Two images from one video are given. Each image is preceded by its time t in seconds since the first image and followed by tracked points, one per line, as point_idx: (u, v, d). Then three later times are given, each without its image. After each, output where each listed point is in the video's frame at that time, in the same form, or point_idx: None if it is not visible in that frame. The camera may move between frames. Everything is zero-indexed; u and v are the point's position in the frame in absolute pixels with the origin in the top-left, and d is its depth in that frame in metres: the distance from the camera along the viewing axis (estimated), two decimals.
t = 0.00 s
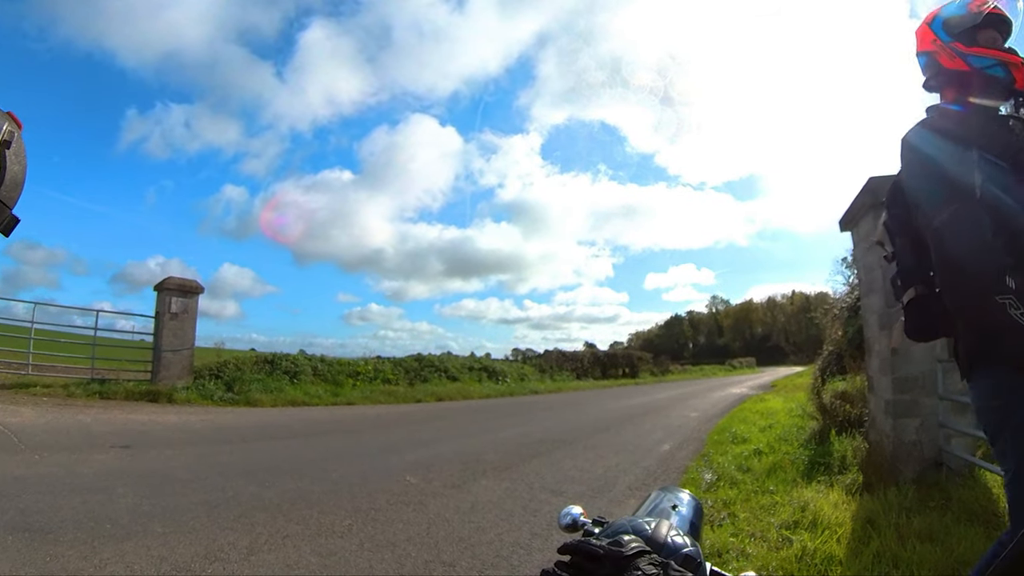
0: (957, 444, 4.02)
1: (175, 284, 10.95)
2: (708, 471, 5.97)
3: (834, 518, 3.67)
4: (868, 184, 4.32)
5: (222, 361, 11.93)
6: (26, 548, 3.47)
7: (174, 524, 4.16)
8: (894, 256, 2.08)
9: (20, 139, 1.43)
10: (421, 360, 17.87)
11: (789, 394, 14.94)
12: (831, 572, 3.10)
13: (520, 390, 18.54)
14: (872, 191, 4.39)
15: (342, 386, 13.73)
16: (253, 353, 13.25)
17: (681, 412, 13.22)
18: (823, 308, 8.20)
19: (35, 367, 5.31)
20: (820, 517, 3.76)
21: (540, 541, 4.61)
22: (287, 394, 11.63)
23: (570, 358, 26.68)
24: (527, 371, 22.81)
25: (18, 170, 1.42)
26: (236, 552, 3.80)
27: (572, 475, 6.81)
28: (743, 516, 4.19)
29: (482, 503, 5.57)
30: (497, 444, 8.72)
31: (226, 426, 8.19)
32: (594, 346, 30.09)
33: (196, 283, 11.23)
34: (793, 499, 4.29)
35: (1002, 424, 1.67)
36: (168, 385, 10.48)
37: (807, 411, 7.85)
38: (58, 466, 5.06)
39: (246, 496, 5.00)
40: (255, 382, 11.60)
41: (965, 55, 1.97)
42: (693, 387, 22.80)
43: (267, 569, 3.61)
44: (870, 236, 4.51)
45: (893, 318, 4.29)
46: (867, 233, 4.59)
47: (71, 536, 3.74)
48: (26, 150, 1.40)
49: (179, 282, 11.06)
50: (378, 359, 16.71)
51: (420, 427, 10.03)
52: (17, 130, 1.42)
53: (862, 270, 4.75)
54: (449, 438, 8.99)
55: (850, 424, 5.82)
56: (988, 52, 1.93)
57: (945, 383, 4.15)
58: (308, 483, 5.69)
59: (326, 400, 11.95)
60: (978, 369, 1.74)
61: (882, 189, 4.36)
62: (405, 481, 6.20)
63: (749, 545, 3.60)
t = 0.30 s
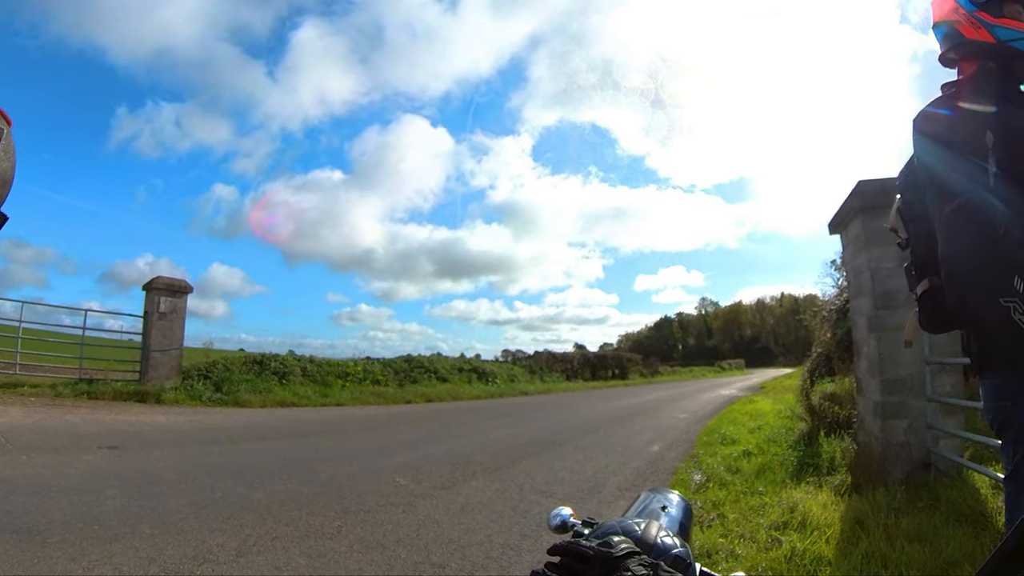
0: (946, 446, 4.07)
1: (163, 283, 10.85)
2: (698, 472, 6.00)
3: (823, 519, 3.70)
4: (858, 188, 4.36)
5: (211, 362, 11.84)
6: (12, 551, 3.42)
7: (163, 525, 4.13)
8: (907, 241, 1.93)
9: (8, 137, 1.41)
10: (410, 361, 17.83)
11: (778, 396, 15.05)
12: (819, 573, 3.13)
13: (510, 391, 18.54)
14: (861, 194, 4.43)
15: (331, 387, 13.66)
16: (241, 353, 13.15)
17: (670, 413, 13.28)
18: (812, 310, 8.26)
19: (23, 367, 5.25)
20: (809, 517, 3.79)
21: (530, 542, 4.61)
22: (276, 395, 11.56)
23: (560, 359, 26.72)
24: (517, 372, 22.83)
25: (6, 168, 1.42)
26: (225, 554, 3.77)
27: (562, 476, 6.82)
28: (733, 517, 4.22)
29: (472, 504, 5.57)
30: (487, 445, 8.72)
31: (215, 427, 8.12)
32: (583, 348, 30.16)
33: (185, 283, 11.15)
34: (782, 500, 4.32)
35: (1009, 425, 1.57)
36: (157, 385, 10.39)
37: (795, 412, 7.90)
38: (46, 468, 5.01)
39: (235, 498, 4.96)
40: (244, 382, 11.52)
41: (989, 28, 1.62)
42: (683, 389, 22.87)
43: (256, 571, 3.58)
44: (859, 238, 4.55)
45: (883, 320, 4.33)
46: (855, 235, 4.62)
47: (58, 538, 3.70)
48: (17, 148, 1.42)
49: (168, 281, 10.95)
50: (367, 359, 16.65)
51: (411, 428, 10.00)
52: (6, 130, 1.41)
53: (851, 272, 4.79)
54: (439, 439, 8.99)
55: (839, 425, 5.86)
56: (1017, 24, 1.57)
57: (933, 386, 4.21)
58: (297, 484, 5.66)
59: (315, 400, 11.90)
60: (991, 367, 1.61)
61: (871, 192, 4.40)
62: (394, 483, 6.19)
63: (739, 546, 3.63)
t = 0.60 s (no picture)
0: (933, 446, 4.11)
1: (152, 283, 10.75)
2: (688, 474, 6.02)
3: (811, 519, 3.73)
4: (847, 192, 4.41)
5: (200, 362, 11.76)
6: None
7: (151, 527, 4.09)
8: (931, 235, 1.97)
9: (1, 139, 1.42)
10: (400, 362, 17.77)
11: (768, 397, 15.10)
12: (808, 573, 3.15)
13: (500, 393, 18.52)
14: (850, 198, 4.48)
15: (321, 388, 13.59)
16: (230, 354, 13.05)
17: (660, 414, 13.32)
18: (801, 312, 8.33)
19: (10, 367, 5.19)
20: (798, 518, 3.82)
21: (520, 544, 4.61)
22: (265, 395, 11.48)
23: (551, 361, 26.73)
24: (507, 373, 22.81)
25: None
26: (214, 556, 3.74)
27: (552, 478, 6.83)
28: (722, 518, 4.24)
29: (462, 505, 5.57)
30: (477, 446, 8.71)
31: (204, 428, 8.06)
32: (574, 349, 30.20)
33: (174, 283, 11.07)
34: (771, 500, 4.35)
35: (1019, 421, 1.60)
36: (145, 386, 10.30)
37: (785, 414, 7.95)
38: (32, 470, 4.96)
39: (224, 499, 4.93)
40: (233, 383, 11.43)
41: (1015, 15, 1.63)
42: (673, 390, 22.90)
43: (246, 573, 3.57)
44: (848, 242, 4.59)
45: (872, 323, 4.37)
46: (844, 239, 4.67)
47: (45, 539, 3.66)
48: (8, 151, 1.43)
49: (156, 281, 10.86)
50: (357, 360, 16.58)
51: (401, 429, 9.96)
52: None
53: (840, 274, 4.83)
54: (429, 441, 8.96)
55: (828, 427, 5.90)
56: None
57: (921, 388, 4.24)
58: (286, 486, 5.63)
59: (305, 401, 11.84)
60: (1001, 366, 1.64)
61: (859, 196, 4.45)
62: (384, 484, 6.17)
63: (729, 546, 3.65)
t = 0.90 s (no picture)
0: (922, 447, 4.15)
1: (141, 282, 10.65)
2: (678, 474, 6.05)
3: (800, 520, 3.76)
4: (836, 195, 4.46)
5: (189, 362, 11.68)
6: None
7: (140, 528, 4.06)
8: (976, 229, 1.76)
9: None
10: (390, 363, 17.72)
11: (757, 398, 15.19)
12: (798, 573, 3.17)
13: (490, 394, 18.51)
14: (839, 202, 4.52)
15: (310, 389, 13.52)
16: (219, 354, 12.96)
17: (650, 415, 13.35)
18: (790, 314, 8.39)
19: None
20: (787, 519, 3.85)
21: (510, 545, 4.61)
22: (254, 396, 11.41)
23: (540, 362, 26.74)
24: (497, 374, 22.80)
25: None
26: (203, 557, 3.71)
27: (541, 479, 6.83)
28: (712, 519, 4.27)
29: (452, 507, 5.56)
30: (467, 448, 8.71)
31: (192, 428, 7.99)
32: (563, 350, 30.25)
33: (163, 282, 10.97)
34: (760, 501, 4.38)
35: None
36: (134, 386, 10.22)
37: (773, 416, 8.01)
38: (18, 471, 4.90)
39: (213, 501, 4.89)
40: (222, 383, 11.35)
41: None
42: (663, 391, 22.96)
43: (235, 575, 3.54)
44: (837, 245, 4.63)
45: (860, 325, 4.40)
46: (833, 242, 4.72)
47: (31, 541, 3.62)
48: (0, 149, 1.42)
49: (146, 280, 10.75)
50: (346, 360, 16.51)
51: (391, 430, 9.93)
52: None
53: (828, 277, 4.88)
54: (419, 442, 8.94)
55: (816, 428, 5.94)
56: None
57: (909, 390, 4.28)
58: (275, 487, 5.59)
59: (294, 402, 11.77)
60: None
61: (848, 199, 4.50)
62: (373, 485, 6.14)
63: (718, 547, 3.68)
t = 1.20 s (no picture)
0: (910, 448, 4.20)
1: (129, 281, 10.55)
2: (667, 475, 6.08)
3: (789, 521, 3.80)
4: (826, 199, 4.50)
5: (177, 362, 11.59)
6: None
7: (128, 530, 4.02)
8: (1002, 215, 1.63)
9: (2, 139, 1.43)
10: (380, 363, 17.68)
11: (746, 400, 15.24)
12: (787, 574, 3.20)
13: (480, 395, 18.49)
14: (829, 205, 4.56)
15: (299, 390, 13.45)
16: (207, 353, 12.87)
17: (640, 417, 13.39)
18: (779, 316, 8.46)
19: None
20: (776, 519, 3.89)
21: (500, 546, 4.61)
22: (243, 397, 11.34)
23: (530, 363, 26.77)
24: (487, 376, 22.78)
25: None
26: (192, 559, 3.68)
27: (531, 480, 6.84)
28: (701, 520, 4.29)
29: (442, 508, 5.55)
30: (457, 449, 8.69)
31: (180, 429, 7.93)
32: (554, 351, 30.27)
33: (152, 281, 10.87)
34: (749, 502, 4.41)
35: None
36: (122, 386, 10.13)
37: (763, 417, 8.05)
38: (5, 471, 4.85)
39: (201, 502, 4.85)
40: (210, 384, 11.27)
41: None
42: (652, 393, 23.04)
43: None
44: (827, 247, 4.68)
45: (849, 327, 4.44)
46: (823, 244, 4.76)
47: (19, 543, 3.58)
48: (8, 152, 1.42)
49: (134, 279, 10.60)
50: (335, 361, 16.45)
51: (381, 431, 9.90)
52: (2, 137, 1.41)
53: (818, 279, 4.92)
54: (409, 443, 8.93)
55: (805, 429, 5.98)
56: None
57: (898, 391, 4.32)
58: (264, 488, 5.56)
59: (283, 403, 11.70)
60: None
61: (838, 203, 4.54)
62: (363, 487, 6.11)
63: (708, 548, 3.70)
